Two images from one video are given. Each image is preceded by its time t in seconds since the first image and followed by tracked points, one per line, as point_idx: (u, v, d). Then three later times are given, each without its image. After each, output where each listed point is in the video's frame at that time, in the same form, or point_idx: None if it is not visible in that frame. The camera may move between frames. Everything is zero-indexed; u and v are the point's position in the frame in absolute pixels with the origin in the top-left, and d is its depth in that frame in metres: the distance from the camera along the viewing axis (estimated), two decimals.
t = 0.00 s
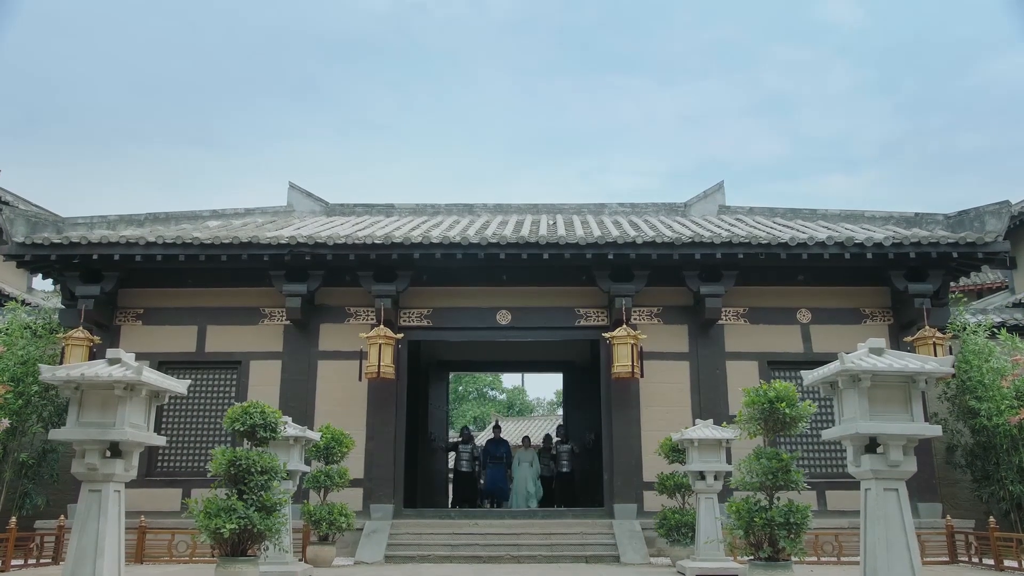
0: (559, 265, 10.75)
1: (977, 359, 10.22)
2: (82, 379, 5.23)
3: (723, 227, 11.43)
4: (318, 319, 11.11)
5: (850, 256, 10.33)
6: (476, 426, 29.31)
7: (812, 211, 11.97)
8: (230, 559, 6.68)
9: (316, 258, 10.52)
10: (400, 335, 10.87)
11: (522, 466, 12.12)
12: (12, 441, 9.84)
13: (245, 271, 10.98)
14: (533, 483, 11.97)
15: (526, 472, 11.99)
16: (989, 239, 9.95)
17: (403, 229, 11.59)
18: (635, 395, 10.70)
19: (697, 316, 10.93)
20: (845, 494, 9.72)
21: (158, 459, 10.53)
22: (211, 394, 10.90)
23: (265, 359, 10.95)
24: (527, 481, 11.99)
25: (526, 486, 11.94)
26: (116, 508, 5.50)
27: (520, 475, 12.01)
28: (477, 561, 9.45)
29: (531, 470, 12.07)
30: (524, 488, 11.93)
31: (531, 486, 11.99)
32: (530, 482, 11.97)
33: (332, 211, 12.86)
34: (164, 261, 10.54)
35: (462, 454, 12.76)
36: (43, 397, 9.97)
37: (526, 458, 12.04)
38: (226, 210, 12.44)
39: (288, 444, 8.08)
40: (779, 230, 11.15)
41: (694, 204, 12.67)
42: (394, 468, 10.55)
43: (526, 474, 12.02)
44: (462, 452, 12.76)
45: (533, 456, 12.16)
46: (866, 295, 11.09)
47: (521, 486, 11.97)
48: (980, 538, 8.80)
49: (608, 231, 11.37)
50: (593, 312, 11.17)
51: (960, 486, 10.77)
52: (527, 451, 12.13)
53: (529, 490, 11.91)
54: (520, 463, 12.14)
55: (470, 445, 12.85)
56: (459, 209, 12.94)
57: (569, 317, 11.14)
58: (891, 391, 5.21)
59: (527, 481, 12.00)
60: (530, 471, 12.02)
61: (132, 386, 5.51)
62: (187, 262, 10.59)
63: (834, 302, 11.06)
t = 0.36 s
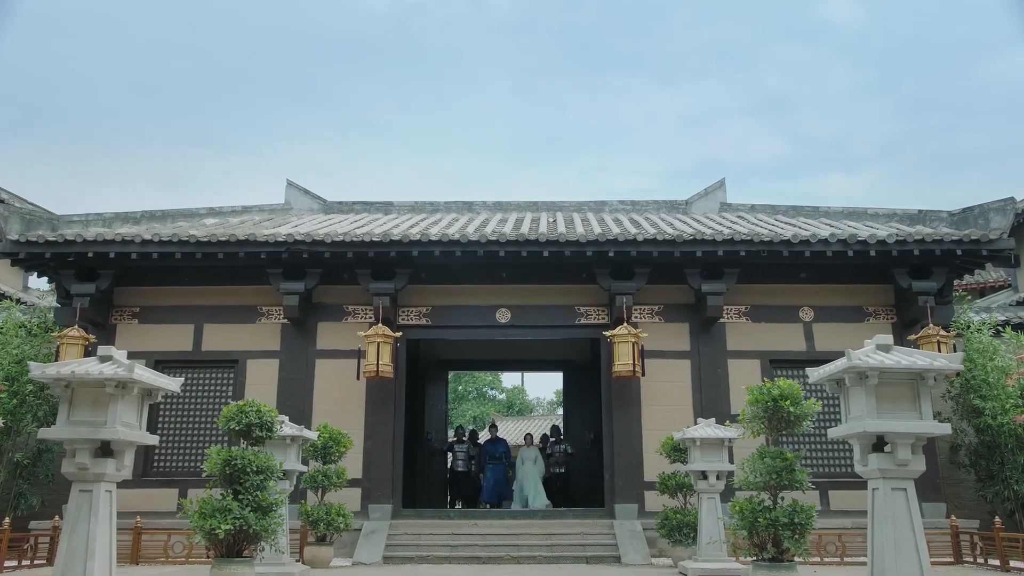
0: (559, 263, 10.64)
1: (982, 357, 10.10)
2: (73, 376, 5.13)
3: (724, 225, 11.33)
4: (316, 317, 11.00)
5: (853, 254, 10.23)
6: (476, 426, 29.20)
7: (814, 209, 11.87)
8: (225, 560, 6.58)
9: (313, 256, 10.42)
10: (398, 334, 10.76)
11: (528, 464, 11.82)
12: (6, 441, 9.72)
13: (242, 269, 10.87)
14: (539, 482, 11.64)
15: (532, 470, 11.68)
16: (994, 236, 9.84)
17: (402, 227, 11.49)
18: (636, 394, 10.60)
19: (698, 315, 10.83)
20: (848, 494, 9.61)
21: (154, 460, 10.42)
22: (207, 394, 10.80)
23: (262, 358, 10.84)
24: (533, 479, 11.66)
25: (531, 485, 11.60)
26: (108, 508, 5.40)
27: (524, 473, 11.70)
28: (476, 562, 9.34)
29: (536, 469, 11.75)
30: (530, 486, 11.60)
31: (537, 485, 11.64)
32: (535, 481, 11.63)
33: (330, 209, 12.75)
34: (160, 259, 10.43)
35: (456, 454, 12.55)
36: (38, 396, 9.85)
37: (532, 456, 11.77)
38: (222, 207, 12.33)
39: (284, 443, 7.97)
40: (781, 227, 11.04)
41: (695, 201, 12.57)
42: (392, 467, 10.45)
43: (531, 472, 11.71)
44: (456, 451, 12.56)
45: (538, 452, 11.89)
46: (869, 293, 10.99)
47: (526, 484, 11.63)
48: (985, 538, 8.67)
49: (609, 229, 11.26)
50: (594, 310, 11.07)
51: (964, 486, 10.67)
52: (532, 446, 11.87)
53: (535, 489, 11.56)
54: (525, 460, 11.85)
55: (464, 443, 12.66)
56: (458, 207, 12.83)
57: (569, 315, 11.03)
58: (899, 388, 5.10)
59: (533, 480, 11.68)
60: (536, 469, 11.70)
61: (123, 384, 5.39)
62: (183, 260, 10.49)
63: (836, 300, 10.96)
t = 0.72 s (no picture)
0: (560, 260, 10.52)
1: (986, 354, 9.98)
2: (62, 372, 5.02)
3: (726, 222, 11.21)
4: (313, 315, 10.88)
5: (857, 251, 10.11)
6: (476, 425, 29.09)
7: (817, 205, 11.74)
8: (219, 560, 6.46)
9: (311, 253, 10.30)
10: (397, 332, 10.64)
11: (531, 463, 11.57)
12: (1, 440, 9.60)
13: (239, 266, 10.75)
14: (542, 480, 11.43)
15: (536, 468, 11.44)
16: (999, 233, 9.71)
17: (401, 224, 11.37)
18: (637, 392, 10.48)
19: (700, 312, 10.71)
20: (852, 493, 9.50)
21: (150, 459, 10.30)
22: (204, 392, 10.69)
23: (260, 356, 10.73)
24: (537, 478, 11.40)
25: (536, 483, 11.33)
26: (97, 508, 5.29)
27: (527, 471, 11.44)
28: (476, 562, 9.22)
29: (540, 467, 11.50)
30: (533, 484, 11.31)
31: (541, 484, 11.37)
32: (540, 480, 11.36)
33: (328, 206, 12.63)
34: (156, 256, 10.31)
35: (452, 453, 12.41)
36: (34, 395, 9.65)
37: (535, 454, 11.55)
38: (220, 204, 12.21)
39: (281, 442, 7.86)
40: (784, 224, 10.92)
41: (697, 198, 12.45)
42: (391, 466, 10.33)
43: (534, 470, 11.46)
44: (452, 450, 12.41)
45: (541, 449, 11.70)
46: (873, 290, 10.87)
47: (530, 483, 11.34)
48: (991, 538, 8.54)
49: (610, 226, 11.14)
50: (595, 307, 10.95)
51: (968, 485, 10.55)
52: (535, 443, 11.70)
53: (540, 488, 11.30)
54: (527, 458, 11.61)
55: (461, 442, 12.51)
56: (458, 203, 12.70)
57: (570, 313, 10.92)
58: (909, 384, 4.98)
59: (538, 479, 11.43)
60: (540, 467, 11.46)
61: (114, 381, 5.27)
62: (179, 257, 10.37)
63: (840, 298, 10.84)
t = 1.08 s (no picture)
0: (560, 256, 10.38)
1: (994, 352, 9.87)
2: (48, 368, 4.88)
3: (729, 218, 11.07)
4: (310, 312, 10.74)
5: (861, 246, 9.97)
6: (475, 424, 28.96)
7: (820, 201, 11.60)
8: (212, 561, 6.31)
9: (307, 249, 10.16)
10: (395, 329, 10.50)
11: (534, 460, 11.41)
12: None
13: (235, 262, 10.61)
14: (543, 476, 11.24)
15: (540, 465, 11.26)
16: (1006, 228, 9.58)
17: (399, 219, 11.23)
18: (638, 390, 10.34)
19: (702, 309, 10.57)
20: (857, 492, 9.35)
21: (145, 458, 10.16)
22: (200, 390, 10.54)
23: (255, 353, 10.58)
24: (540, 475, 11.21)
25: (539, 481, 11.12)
26: (84, 508, 5.14)
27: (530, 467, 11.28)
28: (474, 563, 9.08)
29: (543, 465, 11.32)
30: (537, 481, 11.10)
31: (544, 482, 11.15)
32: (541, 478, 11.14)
33: (325, 202, 12.50)
34: (151, 252, 10.16)
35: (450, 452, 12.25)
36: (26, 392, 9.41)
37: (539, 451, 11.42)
38: (215, 200, 12.06)
39: (276, 440, 7.71)
40: (787, 220, 10.78)
41: (698, 194, 12.31)
42: (389, 465, 10.19)
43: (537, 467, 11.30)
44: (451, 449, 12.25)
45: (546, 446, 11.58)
46: (877, 287, 10.73)
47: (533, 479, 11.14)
48: (998, 538, 8.39)
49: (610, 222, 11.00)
50: (595, 304, 10.81)
51: (974, 484, 10.41)
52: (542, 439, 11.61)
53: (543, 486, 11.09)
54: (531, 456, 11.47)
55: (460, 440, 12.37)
56: (457, 200, 12.56)
57: (570, 310, 10.77)
58: (923, 379, 4.84)
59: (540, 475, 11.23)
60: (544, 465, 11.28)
61: (101, 376, 5.13)
62: (174, 253, 10.22)
63: (844, 294, 10.70)
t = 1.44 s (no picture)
0: (559, 251, 10.22)
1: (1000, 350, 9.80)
2: (30, 363, 4.73)
3: (731, 213, 10.92)
4: (306, 308, 10.58)
5: (865, 242, 9.82)
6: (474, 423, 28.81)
7: (824, 196, 11.45)
8: (203, 562, 6.15)
9: (303, 244, 10.00)
10: (392, 326, 10.34)
11: (536, 456, 11.19)
12: None
13: (230, 258, 10.46)
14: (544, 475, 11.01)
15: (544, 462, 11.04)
16: (1013, 224, 9.43)
17: (396, 215, 11.07)
18: (639, 388, 10.19)
19: (704, 305, 10.42)
20: (861, 491, 9.20)
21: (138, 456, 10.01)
22: (194, 388, 10.38)
23: (250, 350, 10.42)
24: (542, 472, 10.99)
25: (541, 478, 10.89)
26: (68, 507, 4.99)
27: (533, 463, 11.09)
28: (472, 563, 8.92)
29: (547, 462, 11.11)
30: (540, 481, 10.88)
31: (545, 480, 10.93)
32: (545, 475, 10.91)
33: (322, 197, 12.34)
34: (144, 247, 10.00)
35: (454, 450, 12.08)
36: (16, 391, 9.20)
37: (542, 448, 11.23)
38: (210, 195, 11.90)
39: (270, 438, 7.55)
40: (790, 215, 10.63)
41: (699, 189, 12.17)
42: (386, 464, 10.04)
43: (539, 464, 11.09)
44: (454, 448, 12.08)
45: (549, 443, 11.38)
46: (881, 283, 10.58)
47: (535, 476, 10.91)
48: (1006, 537, 8.23)
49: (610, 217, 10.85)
50: (595, 301, 10.65)
51: (979, 483, 10.26)
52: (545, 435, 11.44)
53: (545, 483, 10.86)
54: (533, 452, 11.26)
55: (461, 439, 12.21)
56: (455, 195, 12.40)
57: (570, 306, 10.62)
58: (936, 374, 4.69)
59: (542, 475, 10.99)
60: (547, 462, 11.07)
61: (85, 372, 4.99)
62: (167, 249, 10.06)
63: (848, 291, 10.55)
